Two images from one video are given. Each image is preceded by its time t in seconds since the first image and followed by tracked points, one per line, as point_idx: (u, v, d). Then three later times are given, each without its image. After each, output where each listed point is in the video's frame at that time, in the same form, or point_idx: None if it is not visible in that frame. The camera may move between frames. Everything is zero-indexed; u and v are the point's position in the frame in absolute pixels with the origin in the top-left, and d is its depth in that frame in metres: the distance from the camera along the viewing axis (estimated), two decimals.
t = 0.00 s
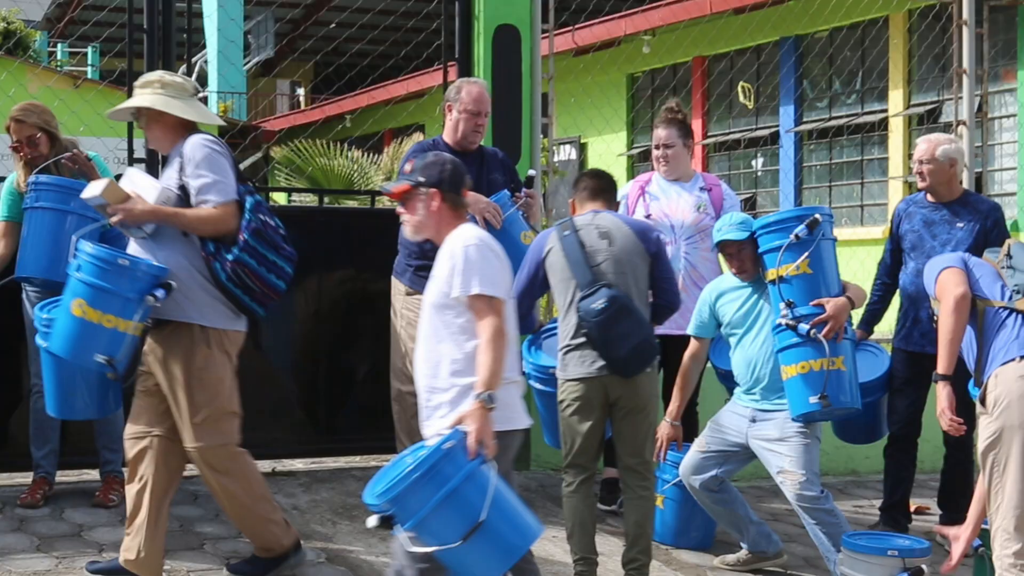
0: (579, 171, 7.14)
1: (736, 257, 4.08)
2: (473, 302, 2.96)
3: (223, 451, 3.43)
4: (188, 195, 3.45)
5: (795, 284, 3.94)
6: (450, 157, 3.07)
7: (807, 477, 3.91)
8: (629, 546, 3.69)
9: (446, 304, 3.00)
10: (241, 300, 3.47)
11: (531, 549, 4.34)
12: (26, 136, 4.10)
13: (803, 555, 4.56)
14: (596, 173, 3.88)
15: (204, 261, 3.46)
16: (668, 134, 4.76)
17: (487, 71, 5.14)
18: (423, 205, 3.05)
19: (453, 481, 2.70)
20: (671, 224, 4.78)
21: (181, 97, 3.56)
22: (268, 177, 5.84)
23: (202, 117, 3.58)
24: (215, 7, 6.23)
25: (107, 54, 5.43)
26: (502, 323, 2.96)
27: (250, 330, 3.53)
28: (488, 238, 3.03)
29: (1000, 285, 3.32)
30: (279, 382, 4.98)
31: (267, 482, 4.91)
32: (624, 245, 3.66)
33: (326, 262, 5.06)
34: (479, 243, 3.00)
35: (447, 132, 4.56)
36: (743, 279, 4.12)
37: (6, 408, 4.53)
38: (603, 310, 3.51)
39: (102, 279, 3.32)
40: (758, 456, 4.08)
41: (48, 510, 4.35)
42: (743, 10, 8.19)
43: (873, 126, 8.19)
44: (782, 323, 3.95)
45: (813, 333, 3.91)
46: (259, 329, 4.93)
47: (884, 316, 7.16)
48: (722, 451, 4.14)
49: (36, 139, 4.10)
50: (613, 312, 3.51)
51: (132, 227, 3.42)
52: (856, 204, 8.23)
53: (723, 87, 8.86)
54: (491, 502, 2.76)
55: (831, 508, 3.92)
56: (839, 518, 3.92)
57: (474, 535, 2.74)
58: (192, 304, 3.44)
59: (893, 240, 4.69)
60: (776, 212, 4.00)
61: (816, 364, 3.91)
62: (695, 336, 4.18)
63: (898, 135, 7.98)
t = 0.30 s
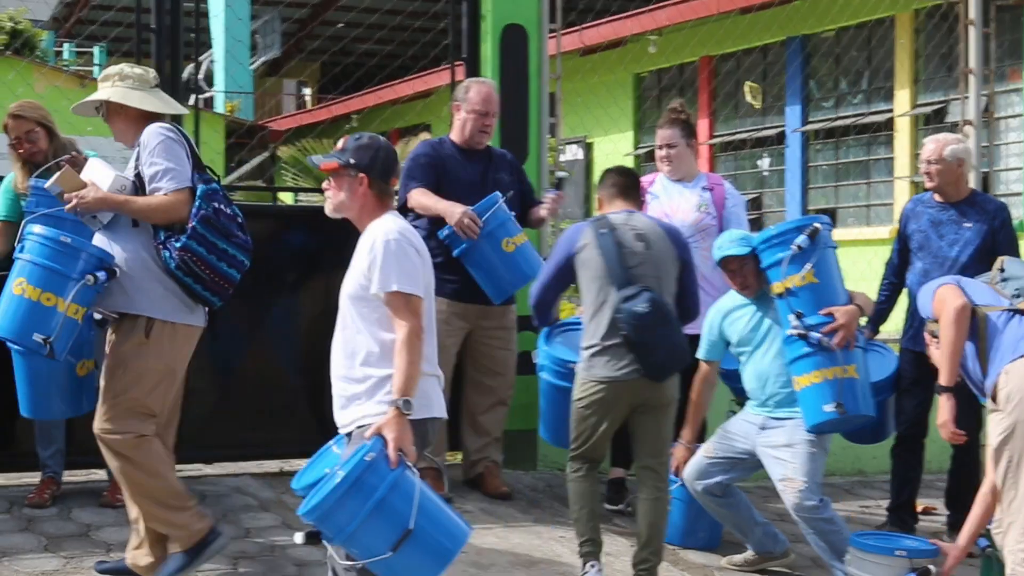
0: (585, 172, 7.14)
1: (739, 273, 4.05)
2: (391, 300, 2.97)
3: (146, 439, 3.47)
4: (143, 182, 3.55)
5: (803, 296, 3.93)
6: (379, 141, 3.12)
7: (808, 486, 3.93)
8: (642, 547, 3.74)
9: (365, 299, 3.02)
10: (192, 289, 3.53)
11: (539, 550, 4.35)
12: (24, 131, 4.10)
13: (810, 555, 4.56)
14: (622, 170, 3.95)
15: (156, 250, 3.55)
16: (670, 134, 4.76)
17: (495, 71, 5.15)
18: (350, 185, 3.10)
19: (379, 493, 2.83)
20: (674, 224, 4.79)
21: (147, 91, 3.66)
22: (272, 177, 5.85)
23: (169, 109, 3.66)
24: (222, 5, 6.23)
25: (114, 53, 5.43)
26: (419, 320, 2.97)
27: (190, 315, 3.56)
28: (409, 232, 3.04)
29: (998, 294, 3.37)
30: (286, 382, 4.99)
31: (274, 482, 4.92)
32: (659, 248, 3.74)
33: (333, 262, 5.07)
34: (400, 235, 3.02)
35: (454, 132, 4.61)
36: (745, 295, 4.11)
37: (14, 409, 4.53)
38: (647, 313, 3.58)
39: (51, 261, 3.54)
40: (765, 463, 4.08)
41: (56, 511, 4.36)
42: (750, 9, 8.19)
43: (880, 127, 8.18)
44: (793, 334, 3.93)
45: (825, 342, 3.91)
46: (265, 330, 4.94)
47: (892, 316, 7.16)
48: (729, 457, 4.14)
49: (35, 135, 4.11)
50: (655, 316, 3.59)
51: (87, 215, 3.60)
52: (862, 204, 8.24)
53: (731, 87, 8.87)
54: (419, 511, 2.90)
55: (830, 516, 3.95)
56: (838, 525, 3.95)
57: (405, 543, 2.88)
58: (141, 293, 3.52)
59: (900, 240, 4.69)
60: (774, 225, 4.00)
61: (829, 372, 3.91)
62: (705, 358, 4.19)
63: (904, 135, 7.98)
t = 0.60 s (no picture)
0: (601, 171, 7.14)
1: (763, 281, 4.05)
2: (326, 291, 3.05)
3: (96, 431, 3.56)
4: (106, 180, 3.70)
5: (829, 306, 3.94)
6: (320, 133, 3.22)
7: (826, 491, 3.93)
8: (658, 546, 3.83)
9: (303, 292, 3.11)
10: (145, 288, 3.61)
11: (556, 549, 4.36)
12: (33, 126, 4.14)
13: (827, 555, 4.56)
14: (638, 166, 4.02)
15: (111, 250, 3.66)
16: (682, 133, 4.76)
17: (511, 70, 5.15)
18: (288, 176, 3.22)
19: (301, 485, 2.91)
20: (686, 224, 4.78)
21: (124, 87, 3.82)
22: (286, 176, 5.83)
23: (142, 105, 3.81)
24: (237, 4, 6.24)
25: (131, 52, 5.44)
26: (353, 311, 3.05)
27: (155, 313, 3.64)
28: (345, 223, 3.12)
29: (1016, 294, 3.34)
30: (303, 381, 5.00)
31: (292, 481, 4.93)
32: (685, 249, 3.85)
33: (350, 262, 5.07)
34: (335, 228, 3.09)
35: (471, 130, 4.62)
36: (769, 303, 4.11)
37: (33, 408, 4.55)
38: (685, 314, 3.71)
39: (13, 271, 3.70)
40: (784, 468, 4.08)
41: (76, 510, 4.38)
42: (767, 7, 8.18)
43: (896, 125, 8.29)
44: (819, 344, 3.93)
45: (851, 352, 3.90)
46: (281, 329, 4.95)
47: (909, 315, 7.15)
48: (747, 460, 4.15)
49: (44, 130, 4.15)
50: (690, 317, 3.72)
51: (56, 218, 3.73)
52: (879, 203, 8.30)
53: (746, 86, 8.45)
54: (343, 505, 2.95)
55: (847, 522, 3.97)
56: (855, 530, 3.96)
57: (328, 535, 2.94)
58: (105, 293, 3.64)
59: (917, 240, 4.69)
60: (799, 235, 4.00)
61: (855, 383, 3.90)
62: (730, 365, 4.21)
63: (921, 133, 8.10)
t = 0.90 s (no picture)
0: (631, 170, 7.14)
1: (798, 281, 4.05)
2: (271, 276, 3.03)
3: (89, 437, 3.56)
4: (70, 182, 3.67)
5: (864, 303, 3.94)
6: (270, 123, 3.20)
7: (862, 489, 3.92)
8: (688, 543, 3.84)
9: (245, 279, 3.08)
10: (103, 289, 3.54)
11: (586, 546, 4.36)
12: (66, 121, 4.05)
13: (858, 553, 4.55)
14: (662, 163, 4.00)
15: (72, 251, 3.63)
16: (711, 131, 4.74)
17: (542, 67, 5.14)
18: (234, 168, 3.18)
19: (241, 464, 2.83)
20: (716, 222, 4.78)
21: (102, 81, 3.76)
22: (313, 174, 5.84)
23: (119, 100, 3.74)
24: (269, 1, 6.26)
25: (162, 50, 5.46)
26: (297, 297, 3.04)
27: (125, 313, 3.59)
28: (289, 210, 3.11)
29: None
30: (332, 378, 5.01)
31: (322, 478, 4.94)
32: (713, 246, 3.84)
33: (382, 259, 5.08)
34: (281, 215, 3.08)
35: (504, 129, 4.62)
36: (802, 302, 4.12)
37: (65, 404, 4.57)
38: (715, 313, 3.69)
39: None
40: (820, 465, 4.08)
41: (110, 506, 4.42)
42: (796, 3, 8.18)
43: (927, 122, 8.13)
44: (854, 341, 3.92)
45: (886, 349, 3.89)
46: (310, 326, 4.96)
47: (939, 312, 7.12)
48: (781, 458, 4.15)
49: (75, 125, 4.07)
50: (720, 315, 3.70)
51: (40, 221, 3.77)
52: (908, 201, 8.20)
53: (776, 84, 8.77)
54: (285, 484, 2.87)
55: (883, 520, 3.94)
56: (892, 529, 3.93)
57: (272, 515, 2.86)
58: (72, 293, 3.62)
59: (949, 238, 4.67)
60: (833, 233, 4.01)
61: (891, 380, 3.88)
62: (762, 360, 4.17)
63: (951, 130, 7.95)
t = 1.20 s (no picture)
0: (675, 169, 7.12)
1: (840, 283, 4.07)
2: (210, 259, 2.99)
3: (108, 434, 3.63)
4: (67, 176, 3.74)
5: (907, 302, 3.92)
6: (230, 110, 3.15)
7: (911, 488, 3.89)
8: (732, 543, 3.82)
9: (192, 262, 3.05)
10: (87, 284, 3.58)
11: (629, 546, 4.35)
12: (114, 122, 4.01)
13: (902, 555, 4.52)
14: (709, 161, 3.97)
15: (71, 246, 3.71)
16: (756, 131, 4.71)
17: (586, 67, 5.13)
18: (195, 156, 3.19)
19: (165, 446, 2.87)
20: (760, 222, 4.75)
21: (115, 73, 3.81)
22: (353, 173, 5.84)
23: (128, 92, 3.79)
24: None
25: (206, 49, 5.48)
26: (236, 276, 2.97)
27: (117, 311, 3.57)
28: (240, 190, 3.05)
29: None
30: (375, 376, 5.01)
31: (365, 477, 4.94)
32: (758, 247, 3.83)
33: (425, 259, 5.08)
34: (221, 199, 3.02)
35: (548, 129, 4.62)
36: (844, 304, 4.12)
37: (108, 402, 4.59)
38: (760, 315, 3.68)
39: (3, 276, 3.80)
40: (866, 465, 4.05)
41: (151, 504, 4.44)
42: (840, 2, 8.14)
43: (972, 122, 8.02)
44: (899, 341, 3.90)
45: (932, 347, 3.87)
46: (354, 325, 4.96)
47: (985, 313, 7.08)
48: (827, 458, 4.12)
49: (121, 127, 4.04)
50: (766, 316, 3.70)
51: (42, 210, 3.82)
52: (953, 201, 8.17)
53: (821, 83, 8.83)
54: (210, 469, 2.88)
55: (932, 520, 3.90)
56: (940, 530, 3.90)
57: (194, 499, 2.88)
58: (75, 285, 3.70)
59: (996, 238, 4.64)
60: (874, 233, 4.00)
61: (938, 377, 3.86)
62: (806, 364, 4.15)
63: (997, 131, 7.84)
